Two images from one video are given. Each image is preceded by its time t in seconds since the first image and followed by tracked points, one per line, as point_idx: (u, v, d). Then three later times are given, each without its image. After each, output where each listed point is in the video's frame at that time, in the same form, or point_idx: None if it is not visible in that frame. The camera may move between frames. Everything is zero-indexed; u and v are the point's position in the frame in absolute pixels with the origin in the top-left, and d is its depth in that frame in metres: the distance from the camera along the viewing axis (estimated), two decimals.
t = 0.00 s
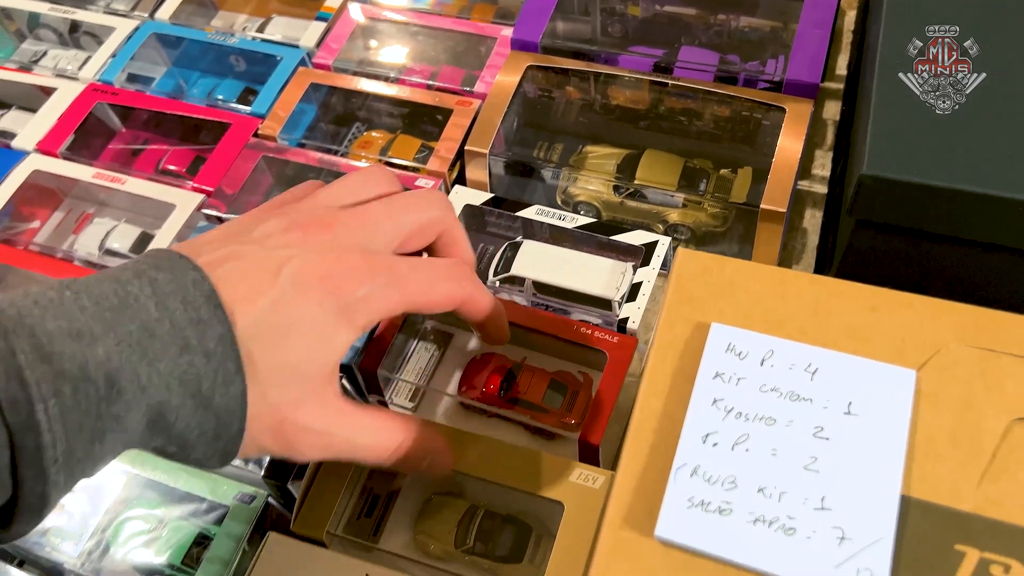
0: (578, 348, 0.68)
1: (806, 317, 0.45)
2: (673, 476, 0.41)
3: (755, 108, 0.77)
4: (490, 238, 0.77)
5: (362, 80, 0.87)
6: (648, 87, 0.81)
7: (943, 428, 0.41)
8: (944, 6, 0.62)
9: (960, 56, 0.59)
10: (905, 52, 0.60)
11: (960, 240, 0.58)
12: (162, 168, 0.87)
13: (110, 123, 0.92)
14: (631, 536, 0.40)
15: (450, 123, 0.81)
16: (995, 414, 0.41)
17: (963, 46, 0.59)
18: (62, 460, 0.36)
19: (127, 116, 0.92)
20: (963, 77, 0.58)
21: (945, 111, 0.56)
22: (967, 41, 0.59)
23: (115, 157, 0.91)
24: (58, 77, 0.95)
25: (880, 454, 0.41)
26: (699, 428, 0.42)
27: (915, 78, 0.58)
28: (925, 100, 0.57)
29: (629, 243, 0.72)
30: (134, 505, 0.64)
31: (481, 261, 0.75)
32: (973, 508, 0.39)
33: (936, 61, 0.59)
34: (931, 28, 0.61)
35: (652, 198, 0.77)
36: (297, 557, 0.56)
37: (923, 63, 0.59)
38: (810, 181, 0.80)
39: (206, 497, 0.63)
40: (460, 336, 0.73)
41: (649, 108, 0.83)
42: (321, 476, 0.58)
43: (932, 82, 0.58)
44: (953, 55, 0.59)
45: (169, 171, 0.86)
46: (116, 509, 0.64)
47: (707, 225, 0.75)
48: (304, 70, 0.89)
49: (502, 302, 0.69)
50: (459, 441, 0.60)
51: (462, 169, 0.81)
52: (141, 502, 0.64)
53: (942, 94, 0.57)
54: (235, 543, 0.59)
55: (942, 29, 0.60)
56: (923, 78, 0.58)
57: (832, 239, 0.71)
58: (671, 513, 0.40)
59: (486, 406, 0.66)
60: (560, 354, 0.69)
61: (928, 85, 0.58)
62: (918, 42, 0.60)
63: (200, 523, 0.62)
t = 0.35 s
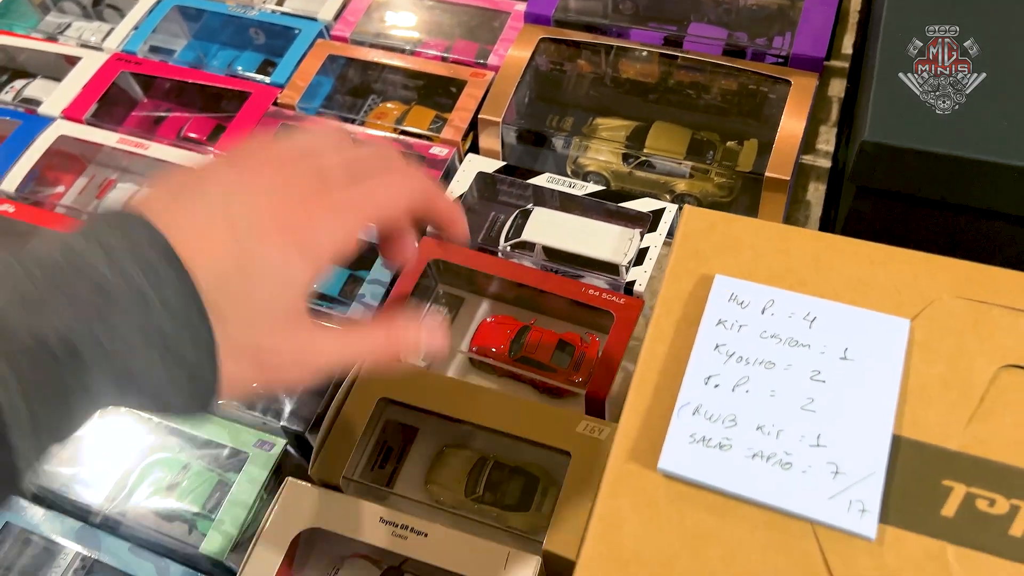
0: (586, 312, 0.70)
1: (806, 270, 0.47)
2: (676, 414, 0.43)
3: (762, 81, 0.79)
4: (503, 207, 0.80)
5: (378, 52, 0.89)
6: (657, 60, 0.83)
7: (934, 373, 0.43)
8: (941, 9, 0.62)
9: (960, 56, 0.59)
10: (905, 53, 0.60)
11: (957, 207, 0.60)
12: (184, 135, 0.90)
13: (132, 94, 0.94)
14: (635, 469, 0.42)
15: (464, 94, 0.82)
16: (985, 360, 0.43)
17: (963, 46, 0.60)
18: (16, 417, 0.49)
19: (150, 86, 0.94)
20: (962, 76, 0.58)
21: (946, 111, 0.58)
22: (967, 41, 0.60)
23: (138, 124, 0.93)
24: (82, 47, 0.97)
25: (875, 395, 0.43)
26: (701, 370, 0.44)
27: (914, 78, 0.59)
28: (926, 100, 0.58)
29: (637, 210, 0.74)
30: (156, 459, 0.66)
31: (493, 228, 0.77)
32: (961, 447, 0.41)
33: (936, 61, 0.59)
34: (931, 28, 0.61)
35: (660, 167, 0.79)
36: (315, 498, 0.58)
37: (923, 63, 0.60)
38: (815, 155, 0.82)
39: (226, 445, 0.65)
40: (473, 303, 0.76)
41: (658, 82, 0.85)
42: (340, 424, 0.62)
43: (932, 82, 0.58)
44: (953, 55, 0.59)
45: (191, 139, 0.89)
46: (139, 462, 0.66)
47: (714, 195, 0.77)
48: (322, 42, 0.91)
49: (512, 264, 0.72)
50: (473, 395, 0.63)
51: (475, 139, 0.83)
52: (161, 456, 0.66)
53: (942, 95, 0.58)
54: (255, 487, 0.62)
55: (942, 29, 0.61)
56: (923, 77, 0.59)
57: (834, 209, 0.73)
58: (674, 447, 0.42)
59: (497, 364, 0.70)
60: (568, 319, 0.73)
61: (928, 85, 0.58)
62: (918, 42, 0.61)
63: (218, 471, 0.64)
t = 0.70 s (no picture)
0: (579, 304, 0.71)
1: (791, 265, 0.48)
2: (660, 405, 0.44)
3: (757, 77, 0.79)
4: (498, 200, 0.80)
5: (378, 44, 0.90)
6: (654, 55, 0.83)
7: (915, 367, 0.44)
8: (940, 8, 0.63)
9: (960, 56, 0.60)
10: (906, 53, 0.61)
11: (946, 204, 0.60)
12: (183, 125, 0.90)
13: (134, 83, 0.95)
14: (619, 458, 0.43)
15: (461, 87, 0.83)
16: (965, 355, 0.44)
17: (963, 46, 0.60)
18: None
19: (150, 76, 0.95)
20: (962, 76, 0.59)
21: (945, 111, 0.58)
22: (967, 41, 0.60)
23: (139, 114, 0.95)
24: (83, 37, 0.98)
25: (856, 388, 0.43)
26: (686, 361, 0.45)
27: (914, 78, 0.60)
28: (925, 100, 0.59)
29: (630, 205, 0.74)
30: (153, 445, 0.67)
31: (488, 221, 0.78)
32: (939, 440, 0.42)
33: (936, 61, 0.60)
34: (931, 29, 0.62)
35: (655, 162, 0.79)
36: (307, 485, 0.59)
37: (924, 63, 0.60)
38: (810, 152, 0.83)
39: (221, 431, 0.65)
40: (468, 294, 0.76)
41: (654, 77, 0.85)
42: (333, 412, 0.62)
43: (932, 81, 0.59)
44: (953, 54, 0.60)
45: (191, 129, 0.90)
46: (136, 449, 0.67)
47: (706, 189, 0.77)
48: (321, 34, 0.91)
49: (507, 256, 0.72)
50: (466, 385, 0.63)
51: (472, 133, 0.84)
52: (158, 442, 0.67)
53: (942, 95, 0.58)
54: (246, 472, 0.61)
55: (942, 29, 0.61)
56: (923, 77, 0.60)
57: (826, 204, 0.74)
58: (657, 437, 0.43)
59: (490, 356, 0.70)
60: (561, 311, 0.73)
61: (928, 85, 0.59)
62: (919, 42, 0.61)
63: (213, 457, 0.65)
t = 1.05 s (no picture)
0: (591, 281, 0.70)
1: (815, 234, 0.46)
2: (680, 375, 0.43)
3: (773, 50, 0.78)
4: (508, 175, 0.78)
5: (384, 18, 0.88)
6: (667, 27, 0.82)
7: (944, 337, 0.42)
8: (940, 6, 0.60)
9: (960, 56, 0.58)
10: (905, 53, 0.58)
11: (970, 177, 0.59)
12: (186, 100, 0.88)
13: (135, 58, 0.94)
14: (637, 430, 0.42)
15: (469, 61, 0.81)
16: (996, 325, 0.42)
17: (963, 46, 0.58)
18: None
19: (153, 50, 0.93)
20: (962, 76, 0.57)
21: (945, 112, 0.56)
22: (967, 41, 0.58)
23: (141, 88, 0.92)
24: (84, 10, 0.96)
25: (884, 358, 0.42)
26: (706, 332, 0.44)
27: (914, 79, 0.57)
28: (925, 100, 0.57)
29: (644, 179, 0.73)
30: (156, 421, 0.65)
31: (497, 196, 0.76)
32: (970, 412, 0.40)
33: (936, 62, 0.57)
34: (930, 28, 0.59)
35: (667, 136, 0.77)
36: (314, 461, 0.57)
37: (923, 64, 0.58)
38: (826, 129, 0.81)
39: (225, 407, 0.63)
40: (476, 272, 0.75)
41: (667, 51, 0.83)
42: (340, 388, 0.61)
43: (932, 82, 0.56)
44: (953, 55, 0.57)
45: (194, 103, 0.88)
46: (138, 425, 0.65)
47: (720, 164, 0.75)
48: (326, 7, 0.90)
49: (517, 231, 0.70)
50: (476, 361, 0.61)
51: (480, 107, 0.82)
52: (160, 419, 0.65)
53: (942, 95, 0.56)
54: (252, 449, 0.60)
55: (942, 29, 0.59)
56: (923, 78, 0.57)
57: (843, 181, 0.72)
58: (676, 408, 0.42)
59: (500, 333, 0.69)
60: (572, 289, 0.72)
61: (928, 85, 0.57)
62: (918, 42, 0.58)
63: (218, 434, 0.63)
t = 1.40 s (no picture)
0: (583, 262, 0.70)
1: (803, 210, 0.47)
2: (669, 348, 0.43)
3: (765, 31, 0.78)
4: (503, 158, 0.79)
5: None
6: (660, 9, 0.83)
7: (930, 310, 0.43)
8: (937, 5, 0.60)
9: (960, 56, 0.58)
10: (904, 52, 0.58)
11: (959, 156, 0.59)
12: (182, 83, 0.88)
13: (131, 42, 0.93)
14: (628, 402, 0.42)
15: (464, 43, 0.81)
16: (981, 299, 0.43)
17: (963, 46, 0.58)
18: None
19: (148, 34, 0.93)
20: (962, 76, 0.57)
21: (944, 112, 0.57)
22: (967, 41, 0.58)
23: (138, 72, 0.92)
24: None
25: (870, 331, 0.42)
26: (696, 306, 0.44)
27: (913, 79, 0.57)
28: (925, 101, 0.57)
29: (636, 160, 0.73)
30: (153, 400, 0.66)
31: (491, 177, 0.76)
32: (954, 383, 0.41)
33: (936, 61, 0.57)
34: (930, 28, 0.59)
35: (661, 117, 0.78)
36: (311, 438, 0.58)
37: (923, 64, 0.58)
38: (818, 111, 0.81)
39: (223, 385, 0.64)
40: (471, 253, 0.75)
41: (661, 33, 0.83)
42: (335, 365, 0.61)
43: (932, 82, 0.57)
44: (953, 54, 0.58)
45: (190, 86, 0.88)
46: (135, 404, 0.66)
47: (713, 144, 0.75)
48: None
49: (511, 211, 0.71)
50: (469, 339, 0.62)
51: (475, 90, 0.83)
52: (159, 397, 0.66)
53: (942, 95, 0.56)
54: (248, 426, 0.61)
55: (942, 29, 0.59)
56: (923, 78, 0.57)
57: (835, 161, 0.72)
58: (666, 380, 0.42)
59: (495, 313, 0.69)
60: (564, 269, 0.72)
61: (928, 86, 0.57)
62: (918, 42, 0.58)
63: (214, 413, 0.64)
